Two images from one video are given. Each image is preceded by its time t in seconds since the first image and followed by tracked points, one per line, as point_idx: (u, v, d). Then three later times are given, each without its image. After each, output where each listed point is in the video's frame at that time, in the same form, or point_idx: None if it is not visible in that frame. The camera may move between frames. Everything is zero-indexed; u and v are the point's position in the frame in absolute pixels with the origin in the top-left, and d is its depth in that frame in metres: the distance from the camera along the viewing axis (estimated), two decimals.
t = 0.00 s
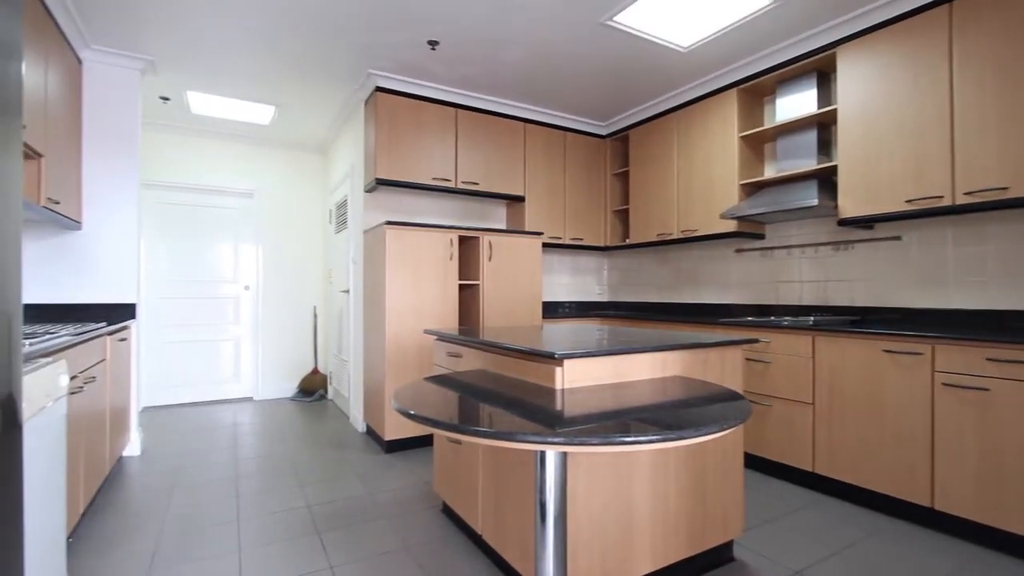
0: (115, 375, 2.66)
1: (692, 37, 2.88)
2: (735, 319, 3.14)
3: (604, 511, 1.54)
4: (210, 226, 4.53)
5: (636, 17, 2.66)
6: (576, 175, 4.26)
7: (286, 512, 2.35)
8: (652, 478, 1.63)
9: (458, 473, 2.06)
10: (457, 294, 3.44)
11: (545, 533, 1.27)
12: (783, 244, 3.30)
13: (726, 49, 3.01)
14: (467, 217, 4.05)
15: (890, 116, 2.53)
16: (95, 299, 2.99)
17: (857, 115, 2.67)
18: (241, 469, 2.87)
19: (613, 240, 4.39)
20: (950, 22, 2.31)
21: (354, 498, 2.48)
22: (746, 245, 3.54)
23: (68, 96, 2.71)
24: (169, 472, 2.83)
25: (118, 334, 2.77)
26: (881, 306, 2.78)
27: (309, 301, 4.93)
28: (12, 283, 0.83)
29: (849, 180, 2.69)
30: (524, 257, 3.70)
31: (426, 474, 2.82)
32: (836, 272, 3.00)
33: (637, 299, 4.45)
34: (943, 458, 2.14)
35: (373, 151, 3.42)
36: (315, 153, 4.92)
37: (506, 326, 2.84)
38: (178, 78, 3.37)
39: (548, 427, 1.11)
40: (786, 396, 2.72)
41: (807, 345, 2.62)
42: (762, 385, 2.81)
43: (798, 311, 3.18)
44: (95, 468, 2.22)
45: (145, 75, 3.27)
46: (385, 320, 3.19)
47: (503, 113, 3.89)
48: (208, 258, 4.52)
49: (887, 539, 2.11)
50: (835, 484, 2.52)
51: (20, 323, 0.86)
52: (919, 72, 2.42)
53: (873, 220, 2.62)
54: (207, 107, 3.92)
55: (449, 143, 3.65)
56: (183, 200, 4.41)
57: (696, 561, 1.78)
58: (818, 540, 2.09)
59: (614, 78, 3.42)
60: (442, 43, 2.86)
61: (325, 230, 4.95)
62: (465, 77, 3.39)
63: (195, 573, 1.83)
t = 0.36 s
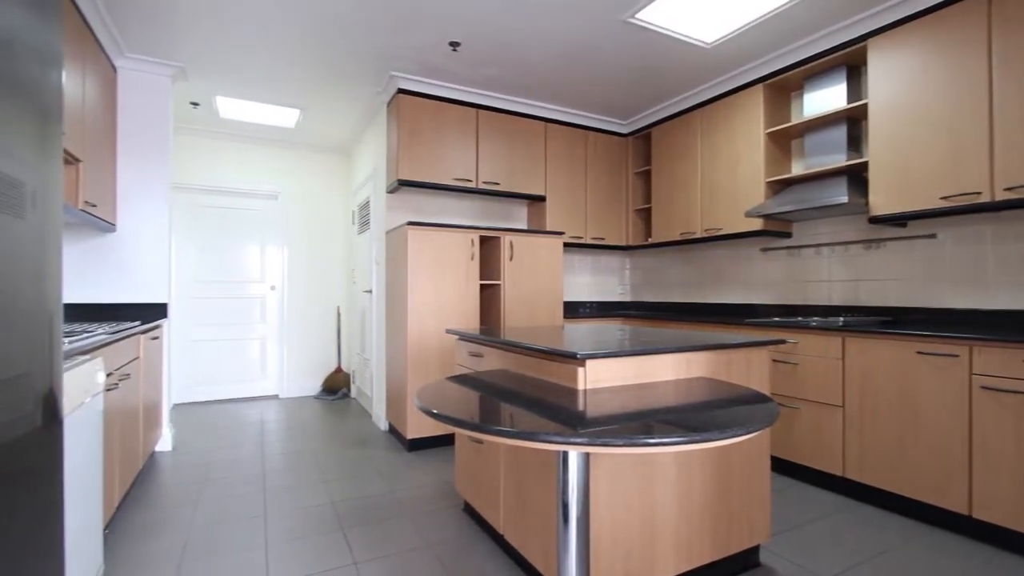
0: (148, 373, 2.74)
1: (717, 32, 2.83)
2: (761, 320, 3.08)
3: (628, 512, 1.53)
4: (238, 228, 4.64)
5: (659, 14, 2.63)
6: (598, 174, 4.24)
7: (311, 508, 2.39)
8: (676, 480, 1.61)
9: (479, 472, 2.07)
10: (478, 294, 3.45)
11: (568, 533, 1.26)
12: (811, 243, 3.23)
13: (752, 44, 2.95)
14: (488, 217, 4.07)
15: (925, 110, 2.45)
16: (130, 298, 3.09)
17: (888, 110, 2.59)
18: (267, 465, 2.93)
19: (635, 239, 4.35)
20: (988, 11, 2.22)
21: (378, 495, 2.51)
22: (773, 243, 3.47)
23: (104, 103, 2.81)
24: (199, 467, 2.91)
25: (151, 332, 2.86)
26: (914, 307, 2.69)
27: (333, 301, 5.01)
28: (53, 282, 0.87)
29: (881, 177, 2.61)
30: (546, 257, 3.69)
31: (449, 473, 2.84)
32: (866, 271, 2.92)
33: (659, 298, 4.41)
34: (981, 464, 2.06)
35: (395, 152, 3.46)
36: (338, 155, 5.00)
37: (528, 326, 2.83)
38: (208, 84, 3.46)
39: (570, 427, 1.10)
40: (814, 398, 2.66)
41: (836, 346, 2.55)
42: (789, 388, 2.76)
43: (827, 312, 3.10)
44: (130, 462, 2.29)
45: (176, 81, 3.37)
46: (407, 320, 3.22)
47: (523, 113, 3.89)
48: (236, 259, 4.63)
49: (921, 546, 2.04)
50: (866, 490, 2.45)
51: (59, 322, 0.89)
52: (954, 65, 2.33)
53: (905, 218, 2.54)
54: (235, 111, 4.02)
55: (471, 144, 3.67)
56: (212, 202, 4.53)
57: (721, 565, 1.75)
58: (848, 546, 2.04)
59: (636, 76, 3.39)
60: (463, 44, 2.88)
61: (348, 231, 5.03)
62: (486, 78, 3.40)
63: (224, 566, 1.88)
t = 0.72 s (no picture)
0: (179, 370, 2.82)
1: (742, 27, 2.78)
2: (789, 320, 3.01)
3: (651, 515, 1.51)
4: (264, 229, 4.74)
5: (682, 10, 2.59)
6: (620, 173, 4.20)
7: (336, 504, 2.42)
8: (701, 484, 1.59)
9: (501, 472, 2.07)
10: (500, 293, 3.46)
11: (591, 535, 1.25)
12: (841, 241, 3.14)
13: (779, 38, 2.89)
14: (509, 217, 4.07)
15: (961, 103, 2.36)
16: (162, 298, 3.19)
17: (923, 103, 2.50)
18: (293, 462, 2.99)
19: (658, 239, 4.30)
20: None
21: (400, 493, 2.53)
22: (800, 242, 3.39)
23: (138, 109, 2.90)
24: (227, 462, 2.98)
25: (182, 332, 2.95)
26: (950, 307, 2.60)
27: (356, 301, 5.08)
28: (89, 283, 0.89)
29: (915, 173, 2.53)
30: (567, 257, 3.68)
31: (471, 472, 2.85)
32: (900, 270, 2.83)
33: (682, 298, 4.35)
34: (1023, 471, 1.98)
35: (417, 153, 3.49)
36: (361, 156, 5.07)
37: (549, 326, 2.83)
38: (236, 89, 3.54)
39: (592, 427, 1.09)
40: (844, 401, 2.59)
41: (867, 347, 2.48)
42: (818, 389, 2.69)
43: (857, 312, 3.02)
44: (162, 458, 2.36)
45: (206, 86, 3.46)
46: (429, 319, 3.25)
47: (544, 112, 3.88)
48: (263, 260, 4.74)
49: (959, 556, 1.97)
50: (899, 496, 2.38)
51: (97, 321, 0.92)
52: (994, 55, 2.24)
53: (941, 215, 2.46)
54: (261, 115, 4.11)
55: (492, 144, 3.68)
56: (239, 204, 4.63)
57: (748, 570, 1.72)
58: (880, 553, 1.98)
59: (658, 73, 3.34)
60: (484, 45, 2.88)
61: (370, 232, 5.09)
62: (507, 78, 3.41)
63: (252, 560, 1.92)
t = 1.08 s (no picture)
0: (205, 369, 2.89)
1: (764, 22, 2.73)
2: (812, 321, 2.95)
3: (671, 517, 1.49)
4: (285, 230, 4.82)
5: (702, 6, 2.56)
6: (638, 172, 4.17)
7: (355, 502, 2.45)
8: (722, 486, 1.57)
9: (520, 472, 2.07)
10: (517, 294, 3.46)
11: (610, 537, 1.24)
12: (867, 240, 3.07)
13: (802, 33, 2.83)
14: (527, 217, 4.07)
15: (994, 96, 2.28)
16: (188, 298, 3.26)
17: (953, 97, 2.43)
18: (314, 459, 3.04)
19: (677, 238, 4.25)
20: None
21: (419, 492, 2.55)
22: (824, 241, 3.32)
23: (165, 114, 2.97)
24: (250, 459, 3.05)
25: (207, 330, 3.01)
26: (982, 308, 2.52)
27: (375, 301, 5.14)
28: (121, 285, 0.92)
29: (945, 170, 2.45)
30: (585, 257, 3.66)
31: (489, 471, 2.86)
32: (928, 269, 2.75)
33: (702, 298, 4.30)
34: None
35: (435, 153, 3.51)
36: (380, 157, 5.12)
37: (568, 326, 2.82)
38: (258, 93, 3.61)
39: (612, 428, 1.09)
40: (871, 403, 2.52)
41: (894, 349, 2.42)
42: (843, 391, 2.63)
43: (884, 312, 2.94)
44: (188, 453, 2.42)
45: (229, 91, 3.53)
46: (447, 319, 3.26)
47: (562, 112, 3.87)
48: (285, 260, 4.82)
49: (991, 565, 1.90)
50: (928, 502, 2.31)
51: (127, 320, 0.95)
52: None
53: (972, 213, 2.38)
54: (283, 118, 4.18)
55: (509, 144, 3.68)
56: (262, 206, 4.72)
57: None
58: (908, 560, 1.93)
59: (678, 70, 3.30)
60: (501, 45, 2.89)
61: (389, 232, 5.14)
62: (525, 78, 3.40)
63: (274, 556, 1.95)
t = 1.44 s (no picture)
0: (229, 367, 2.95)
1: (788, 16, 2.68)
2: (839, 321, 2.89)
3: (693, 520, 1.48)
4: (307, 231, 4.89)
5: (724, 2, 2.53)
6: (658, 170, 4.13)
7: (376, 499, 2.48)
8: (745, 490, 1.54)
9: (539, 472, 2.07)
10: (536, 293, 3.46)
11: (631, 539, 1.23)
12: (895, 238, 2.99)
13: (828, 27, 2.77)
14: (546, 217, 4.07)
15: None
16: (214, 297, 3.34)
17: (987, 90, 2.35)
18: (335, 456, 3.08)
19: (698, 237, 4.20)
20: None
21: (439, 490, 2.57)
22: (851, 239, 3.24)
23: (191, 118, 3.05)
24: (273, 455, 3.11)
25: (232, 329, 3.08)
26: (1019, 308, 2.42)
27: (395, 301, 5.18)
28: (150, 286, 0.95)
29: (978, 165, 2.37)
30: (604, 256, 3.64)
31: (508, 471, 2.86)
32: (961, 268, 2.66)
33: (724, 298, 4.24)
34: None
35: (454, 154, 3.53)
36: (400, 158, 5.16)
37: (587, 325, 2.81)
38: (281, 96, 3.68)
39: (632, 429, 1.08)
40: (900, 406, 2.46)
41: (925, 350, 2.35)
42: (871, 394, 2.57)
43: (914, 313, 2.86)
44: (214, 449, 2.48)
45: (253, 94, 3.60)
46: (466, 319, 3.28)
47: (581, 111, 3.85)
48: (307, 260, 4.90)
49: None
50: (961, 509, 2.24)
51: (156, 319, 0.97)
52: None
53: (1008, 210, 2.30)
54: (305, 120, 4.24)
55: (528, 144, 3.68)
56: (285, 207, 4.81)
57: None
58: (940, 568, 1.87)
59: (698, 66, 3.26)
60: (520, 44, 2.89)
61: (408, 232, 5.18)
62: (543, 78, 3.40)
63: (297, 551, 1.99)
